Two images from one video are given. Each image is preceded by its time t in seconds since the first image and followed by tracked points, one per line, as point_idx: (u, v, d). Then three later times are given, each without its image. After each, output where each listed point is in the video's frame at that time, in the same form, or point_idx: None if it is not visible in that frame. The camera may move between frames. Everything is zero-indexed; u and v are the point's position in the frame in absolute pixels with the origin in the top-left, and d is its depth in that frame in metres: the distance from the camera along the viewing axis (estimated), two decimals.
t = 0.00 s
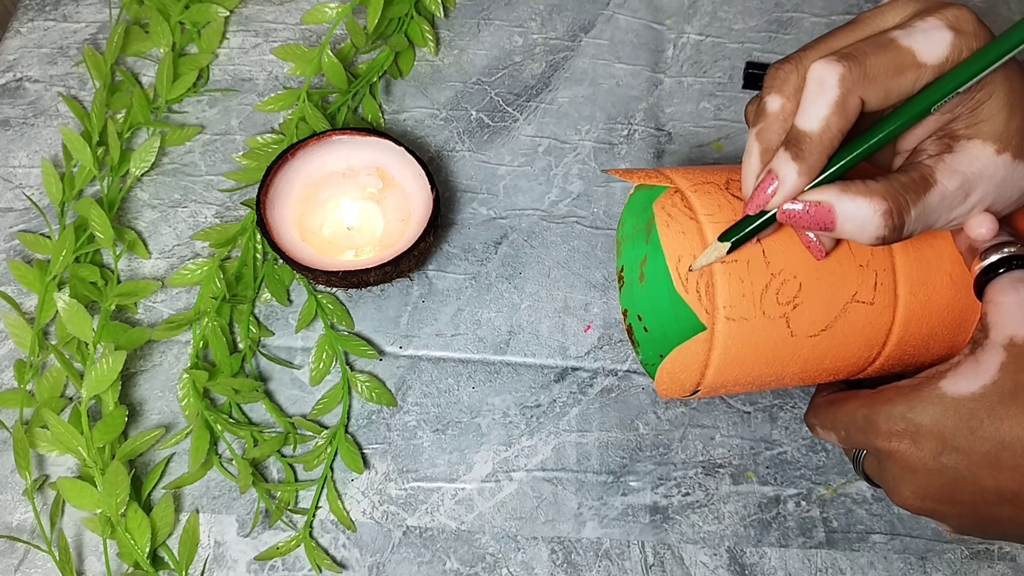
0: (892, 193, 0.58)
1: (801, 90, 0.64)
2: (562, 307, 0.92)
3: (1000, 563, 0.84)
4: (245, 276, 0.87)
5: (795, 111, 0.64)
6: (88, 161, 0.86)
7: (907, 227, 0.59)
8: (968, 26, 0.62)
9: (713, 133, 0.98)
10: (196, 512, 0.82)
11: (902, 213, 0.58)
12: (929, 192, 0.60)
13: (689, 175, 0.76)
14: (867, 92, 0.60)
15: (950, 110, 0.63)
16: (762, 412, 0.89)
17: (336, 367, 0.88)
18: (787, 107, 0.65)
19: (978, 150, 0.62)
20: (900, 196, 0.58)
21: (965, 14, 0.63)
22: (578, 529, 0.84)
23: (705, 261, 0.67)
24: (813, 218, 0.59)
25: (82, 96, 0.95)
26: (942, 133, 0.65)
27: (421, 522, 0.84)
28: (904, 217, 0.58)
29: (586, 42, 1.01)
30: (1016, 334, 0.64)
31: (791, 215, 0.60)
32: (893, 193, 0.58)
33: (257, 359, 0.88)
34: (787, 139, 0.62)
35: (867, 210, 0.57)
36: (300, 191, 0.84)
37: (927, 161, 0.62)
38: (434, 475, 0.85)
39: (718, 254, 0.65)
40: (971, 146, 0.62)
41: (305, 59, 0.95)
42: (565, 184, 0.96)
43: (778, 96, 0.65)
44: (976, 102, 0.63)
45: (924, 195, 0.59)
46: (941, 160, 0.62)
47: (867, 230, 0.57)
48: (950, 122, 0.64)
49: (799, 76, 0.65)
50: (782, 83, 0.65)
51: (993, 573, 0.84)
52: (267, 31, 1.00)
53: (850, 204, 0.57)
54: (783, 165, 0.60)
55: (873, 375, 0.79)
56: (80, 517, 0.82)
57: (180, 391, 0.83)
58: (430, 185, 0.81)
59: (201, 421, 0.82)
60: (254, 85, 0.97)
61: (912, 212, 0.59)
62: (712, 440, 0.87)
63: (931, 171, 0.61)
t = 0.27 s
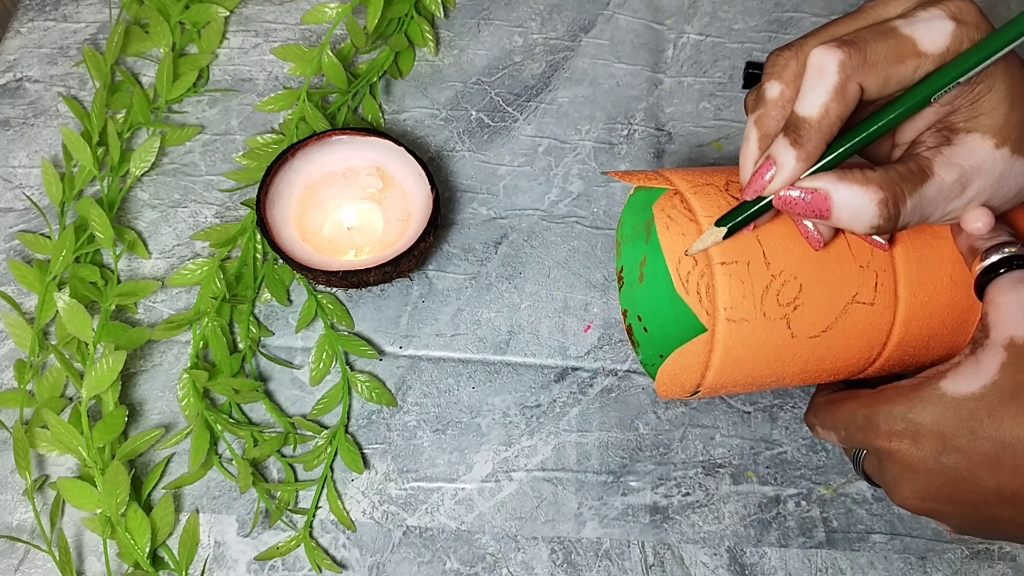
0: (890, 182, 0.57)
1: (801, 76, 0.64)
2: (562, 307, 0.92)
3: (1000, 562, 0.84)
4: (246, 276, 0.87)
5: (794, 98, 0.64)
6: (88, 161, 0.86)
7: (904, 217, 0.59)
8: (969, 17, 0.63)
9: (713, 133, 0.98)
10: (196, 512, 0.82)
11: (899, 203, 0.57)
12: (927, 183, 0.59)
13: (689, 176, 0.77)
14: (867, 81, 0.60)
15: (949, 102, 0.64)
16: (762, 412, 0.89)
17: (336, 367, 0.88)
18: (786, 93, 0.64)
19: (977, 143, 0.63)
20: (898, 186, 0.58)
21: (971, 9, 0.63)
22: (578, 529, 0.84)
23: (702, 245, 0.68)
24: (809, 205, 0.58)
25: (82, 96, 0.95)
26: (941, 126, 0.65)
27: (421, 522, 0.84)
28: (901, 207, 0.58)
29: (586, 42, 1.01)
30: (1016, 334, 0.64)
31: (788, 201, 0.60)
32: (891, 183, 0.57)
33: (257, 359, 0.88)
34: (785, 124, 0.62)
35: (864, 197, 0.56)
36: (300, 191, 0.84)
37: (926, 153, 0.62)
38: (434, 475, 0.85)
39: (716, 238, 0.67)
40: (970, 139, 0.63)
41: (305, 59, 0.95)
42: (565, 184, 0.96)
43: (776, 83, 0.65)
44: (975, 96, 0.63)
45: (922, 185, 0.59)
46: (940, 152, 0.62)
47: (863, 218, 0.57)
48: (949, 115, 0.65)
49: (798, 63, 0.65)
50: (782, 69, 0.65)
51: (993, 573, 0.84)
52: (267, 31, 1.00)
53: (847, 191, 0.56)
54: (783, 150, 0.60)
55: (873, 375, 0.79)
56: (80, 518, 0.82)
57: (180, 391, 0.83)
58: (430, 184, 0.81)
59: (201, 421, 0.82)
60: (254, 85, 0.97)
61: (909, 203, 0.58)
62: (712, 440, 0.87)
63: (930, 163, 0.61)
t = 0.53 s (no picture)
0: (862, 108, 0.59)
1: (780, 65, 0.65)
2: (562, 307, 0.92)
3: (1000, 563, 0.84)
4: (245, 276, 0.87)
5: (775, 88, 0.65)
6: (88, 160, 0.86)
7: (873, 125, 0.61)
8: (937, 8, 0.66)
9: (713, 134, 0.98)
10: (195, 512, 0.82)
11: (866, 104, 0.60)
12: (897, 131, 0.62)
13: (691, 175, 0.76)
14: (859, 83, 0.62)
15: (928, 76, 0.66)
16: (762, 413, 0.89)
17: (336, 367, 0.88)
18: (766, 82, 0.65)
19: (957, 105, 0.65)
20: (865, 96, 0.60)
21: (956, 20, 0.66)
22: (578, 529, 0.84)
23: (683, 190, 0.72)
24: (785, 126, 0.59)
25: (82, 95, 0.95)
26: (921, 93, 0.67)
27: (421, 522, 0.84)
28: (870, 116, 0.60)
29: (586, 42, 1.01)
30: (1015, 340, 0.65)
31: (767, 126, 0.60)
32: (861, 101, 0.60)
33: (257, 360, 0.88)
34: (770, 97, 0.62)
35: (828, 103, 0.58)
36: (301, 191, 0.84)
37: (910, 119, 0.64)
38: (434, 475, 0.85)
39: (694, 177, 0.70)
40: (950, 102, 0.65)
41: (305, 59, 0.95)
42: (565, 184, 0.96)
43: (757, 78, 0.65)
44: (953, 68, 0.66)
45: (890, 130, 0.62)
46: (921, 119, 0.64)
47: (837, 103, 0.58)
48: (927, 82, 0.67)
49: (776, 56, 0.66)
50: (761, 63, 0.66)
51: (993, 573, 0.84)
52: (266, 30, 1.00)
53: (808, 95, 0.58)
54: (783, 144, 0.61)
55: (872, 376, 0.79)
56: (80, 518, 0.82)
57: (180, 391, 0.83)
58: (430, 184, 0.81)
59: (201, 422, 0.82)
60: (254, 84, 0.97)
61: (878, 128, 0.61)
62: (712, 441, 0.88)
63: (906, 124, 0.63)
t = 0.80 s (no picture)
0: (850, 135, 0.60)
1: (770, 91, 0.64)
2: (562, 308, 0.92)
3: (999, 563, 0.84)
4: (245, 276, 0.87)
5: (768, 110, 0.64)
6: (88, 161, 0.86)
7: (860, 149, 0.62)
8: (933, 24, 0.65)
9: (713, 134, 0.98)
10: (196, 512, 0.82)
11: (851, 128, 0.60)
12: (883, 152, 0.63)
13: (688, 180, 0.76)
14: (853, 109, 0.62)
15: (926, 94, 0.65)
16: (762, 413, 0.89)
17: (336, 367, 0.88)
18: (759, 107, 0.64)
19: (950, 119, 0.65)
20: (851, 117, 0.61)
21: (949, 37, 0.65)
22: (578, 529, 0.84)
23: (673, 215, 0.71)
24: (768, 150, 0.60)
25: (82, 95, 0.95)
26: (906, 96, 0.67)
27: (421, 522, 0.84)
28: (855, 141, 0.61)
29: (586, 42, 1.01)
30: (1015, 340, 0.65)
31: (753, 150, 0.61)
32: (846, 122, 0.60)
33: (257, 360, 0.88)
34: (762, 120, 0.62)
35: (817, 132, 0.59)
36: (300, 191, 0.84)
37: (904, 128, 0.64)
38: (434, 475, 0.85)
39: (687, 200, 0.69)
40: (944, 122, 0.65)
41: (305, 59, 0.94)
42: (565, 184, 0.96)
43: (747, 103, 0.64)
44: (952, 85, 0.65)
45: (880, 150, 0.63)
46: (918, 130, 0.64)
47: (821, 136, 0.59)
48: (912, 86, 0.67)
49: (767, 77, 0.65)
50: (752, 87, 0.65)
51: (992, 573, 0.84)
52: (266, 30, 0.99)
53: (797, 125, 0.59)
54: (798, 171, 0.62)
55: (873, 377, 0.79)
56: (80, 518, 0.82)
57: (180, 391, 0.83)
58: (430, 184, 0.81)
59: (201, 422, 0.82)
60: (254, 84, 0.97)
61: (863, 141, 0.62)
62: (711, 441, 0.88)
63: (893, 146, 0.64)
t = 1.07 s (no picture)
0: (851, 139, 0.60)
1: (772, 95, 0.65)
2: (562, 308, 0.92)
3: (999, 563, 0.84)
4: (245, 276, 0.87)
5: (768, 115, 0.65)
6: (88, 160, 0.86)
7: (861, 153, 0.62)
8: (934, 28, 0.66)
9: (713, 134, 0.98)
10: (196, 512, 0.82)
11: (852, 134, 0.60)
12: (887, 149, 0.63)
13: (686, 181, 0.76)
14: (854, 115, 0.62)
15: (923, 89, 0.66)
16: (762, 413, 0.89)
17: (336, 367, 0.88)
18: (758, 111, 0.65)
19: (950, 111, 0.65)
20: (852, 122, 0.61)
21: (950, 40, 0.65)
22: (578, 529, 0.84)
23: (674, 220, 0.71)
24: (769, 157, 0.61)
25: (82, 95, 0.95)
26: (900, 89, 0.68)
27: (421, 522, 0.84)
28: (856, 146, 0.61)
29: (586, 42, 1.01)
30: (1015, 340, 0.65)
31: (752, 156, 0.62)
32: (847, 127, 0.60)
33: (257, 360, 0.88)
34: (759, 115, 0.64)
35: (818, 139, 0.59)
36: (300, 191, 0.84)
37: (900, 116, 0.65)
38: (434, 475, 0.85)
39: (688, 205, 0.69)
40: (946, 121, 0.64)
41: (305, 59, 0.94)
42: (565, 184, 0.96)
43: (748, 109, 0.65)
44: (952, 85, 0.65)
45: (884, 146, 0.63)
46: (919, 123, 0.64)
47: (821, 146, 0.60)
48: (908, 80, 0.67)
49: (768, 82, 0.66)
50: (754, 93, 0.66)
51: (992, 573, 0.84)
52: (266, 30, 0.99)
53: (798, 131, 0.60)
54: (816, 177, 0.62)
55: (872, 377, 0.79)
56: (80, 517, 0.82)
57: (180, 391, 0.83)
58: (430, 184, 0.81)
59: (201, 421, 0.82)
60: (254, 84, 0.97)
61: (865, 143, 0.61)
62: (712, 441, 0.88)
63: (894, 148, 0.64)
